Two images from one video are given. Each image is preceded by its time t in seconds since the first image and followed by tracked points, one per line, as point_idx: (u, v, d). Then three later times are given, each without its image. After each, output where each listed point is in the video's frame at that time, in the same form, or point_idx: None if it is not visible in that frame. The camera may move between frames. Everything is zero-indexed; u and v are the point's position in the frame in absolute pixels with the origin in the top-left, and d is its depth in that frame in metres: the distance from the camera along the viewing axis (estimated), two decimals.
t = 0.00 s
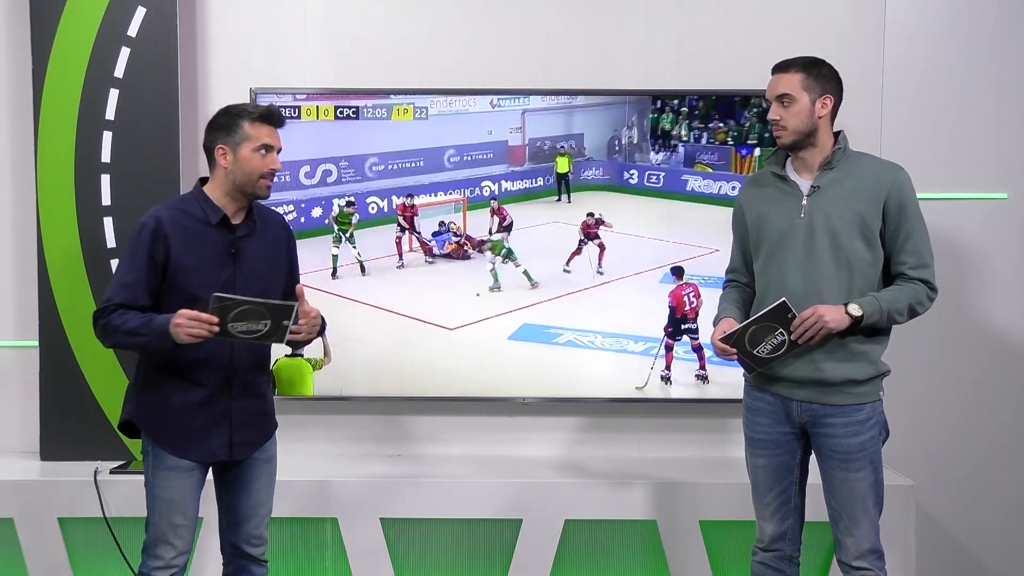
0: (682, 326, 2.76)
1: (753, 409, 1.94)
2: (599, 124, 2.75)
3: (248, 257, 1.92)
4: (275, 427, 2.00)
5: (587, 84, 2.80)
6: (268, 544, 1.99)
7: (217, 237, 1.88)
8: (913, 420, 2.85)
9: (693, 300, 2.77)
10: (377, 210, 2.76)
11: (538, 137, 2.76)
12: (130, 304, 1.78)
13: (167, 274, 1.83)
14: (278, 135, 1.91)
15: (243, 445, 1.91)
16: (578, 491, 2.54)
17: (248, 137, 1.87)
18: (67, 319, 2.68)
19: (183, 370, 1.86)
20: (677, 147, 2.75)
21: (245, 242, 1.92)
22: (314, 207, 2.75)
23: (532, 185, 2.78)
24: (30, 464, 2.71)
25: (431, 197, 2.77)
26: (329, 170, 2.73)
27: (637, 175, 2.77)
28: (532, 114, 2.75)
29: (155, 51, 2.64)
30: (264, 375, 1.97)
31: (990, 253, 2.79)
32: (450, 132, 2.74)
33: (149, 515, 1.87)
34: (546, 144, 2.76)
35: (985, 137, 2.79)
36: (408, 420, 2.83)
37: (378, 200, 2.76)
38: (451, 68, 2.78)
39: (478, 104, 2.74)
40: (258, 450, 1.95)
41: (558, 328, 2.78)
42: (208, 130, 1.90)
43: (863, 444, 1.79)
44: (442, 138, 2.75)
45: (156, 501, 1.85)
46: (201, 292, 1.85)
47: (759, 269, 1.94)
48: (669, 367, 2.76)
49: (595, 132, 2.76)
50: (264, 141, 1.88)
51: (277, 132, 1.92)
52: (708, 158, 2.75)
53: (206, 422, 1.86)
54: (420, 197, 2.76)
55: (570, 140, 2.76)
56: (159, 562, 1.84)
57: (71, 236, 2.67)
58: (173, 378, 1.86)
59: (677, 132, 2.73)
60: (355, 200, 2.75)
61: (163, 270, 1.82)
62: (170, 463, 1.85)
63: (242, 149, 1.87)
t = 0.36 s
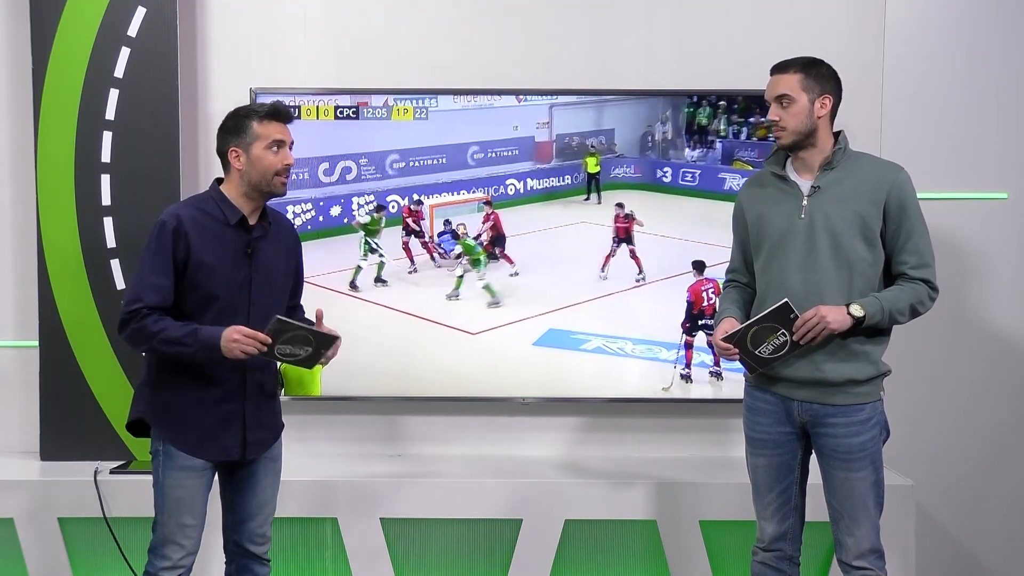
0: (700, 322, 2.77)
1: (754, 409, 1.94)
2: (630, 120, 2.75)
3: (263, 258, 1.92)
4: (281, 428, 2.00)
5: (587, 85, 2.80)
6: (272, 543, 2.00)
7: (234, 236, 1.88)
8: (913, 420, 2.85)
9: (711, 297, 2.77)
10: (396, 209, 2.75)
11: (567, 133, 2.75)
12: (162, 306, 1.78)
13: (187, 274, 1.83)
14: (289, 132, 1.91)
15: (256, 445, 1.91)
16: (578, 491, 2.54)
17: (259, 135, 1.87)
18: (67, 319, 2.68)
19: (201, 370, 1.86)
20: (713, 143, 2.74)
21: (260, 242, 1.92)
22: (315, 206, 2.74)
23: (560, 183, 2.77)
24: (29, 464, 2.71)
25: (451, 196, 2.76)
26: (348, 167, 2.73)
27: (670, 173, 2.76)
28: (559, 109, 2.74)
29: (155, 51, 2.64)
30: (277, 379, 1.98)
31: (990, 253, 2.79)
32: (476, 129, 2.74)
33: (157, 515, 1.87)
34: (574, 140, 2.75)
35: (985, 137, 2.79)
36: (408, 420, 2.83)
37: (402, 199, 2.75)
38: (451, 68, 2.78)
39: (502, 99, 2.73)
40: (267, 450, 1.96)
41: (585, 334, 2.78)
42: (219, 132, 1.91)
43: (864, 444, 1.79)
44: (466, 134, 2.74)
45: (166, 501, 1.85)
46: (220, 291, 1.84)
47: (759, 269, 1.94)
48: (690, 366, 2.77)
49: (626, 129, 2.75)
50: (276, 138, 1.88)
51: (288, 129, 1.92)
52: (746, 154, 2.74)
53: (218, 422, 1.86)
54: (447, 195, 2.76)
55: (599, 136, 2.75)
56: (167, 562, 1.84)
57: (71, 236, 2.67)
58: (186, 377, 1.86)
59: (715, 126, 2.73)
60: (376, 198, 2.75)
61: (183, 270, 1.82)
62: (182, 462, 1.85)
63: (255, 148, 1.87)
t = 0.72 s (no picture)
0: (702, 320, 2.77)
1: (753, 409, 1.94)
2: (647, 118, 2.74)
3: (263, 258, 1.91)
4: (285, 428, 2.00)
5: (587, 85, 2.80)
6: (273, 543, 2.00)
7: (234, 237, 1.88)
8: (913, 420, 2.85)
9: (714, 293, 2.78)
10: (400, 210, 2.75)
11: (581, 131, 2.76)
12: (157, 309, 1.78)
13: (187, 276, 1.83)
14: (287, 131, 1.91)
15: (259, 444, 1.91)
16: (578, 491, 2.54)
17: (258, 134, 1.87)
18: (67, 319, 2.68)
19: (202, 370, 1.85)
20: (734, 141, 2.73)
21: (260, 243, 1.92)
22: (314, 206, 2.73)
23: (576, 183, 2.77)
24: (29, 464, 2.71)
25: (457, 196, 2.76)
26: (349, 166, 2.73)
27: (689, 172, 2.76)
28: (572, 106, 2.75)
29: (155, 51, 2.64)
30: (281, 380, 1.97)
31: (990, 253, 2.80)
32: (485, 127, 2.74)
33: (159, 514, 1.87)
34: (588, 139, 2.76)
35: (985, 137, 2.79)
36: (408, 420, 2.83)
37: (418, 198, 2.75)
38: (452, 68, 2.78)
39: (513, 97, 2.74)
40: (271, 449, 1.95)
41: (599, 344, 2.78)
42: (218, 132, 1.91)
43: (864, 444, 1.79)
44: (471, 134, 2.74)
45: (168, 501, 1.85)
46: (220, 292, 1.84)
47: (759, 270, 1.94)
48: (692, 366, 2.76)
49: (642, 127, 2.75)
50: (275, 137, 1.88)
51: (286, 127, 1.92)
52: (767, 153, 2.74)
53: (222, 422, 1.86)
54: (464, 194, 2.76)
55: (615, 134, 2.75)
56: (168, 562, 1.84)
57: (70, 236, 2.67)
58: (189, 378, 1.86)
59: (737, 123, 2.73)
60: (376, 199, 2.74)
61: (183, 272, 1.82)
62: (185, 462, 1.85)
63: (254, 147, 1.87)
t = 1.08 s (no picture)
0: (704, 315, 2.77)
1: (753, 409, 1.94)
2: (668, 116, 2.74)
3: (247, 256, 1.91)
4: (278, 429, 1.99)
5: (587, 85, 2.80)
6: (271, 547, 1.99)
7: (213, 237, 1.88)
8: (913, 420, 2.85)
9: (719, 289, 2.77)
10: (413, 210, 2.76)
11: (599, 129, 2.75)
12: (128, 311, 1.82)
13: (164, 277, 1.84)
14: (251, 126, 1.87)
15: (246, 445, 1.90)
16: (579, 491, 2.54)
17: (219, 133, 1.85)
18: (67, 319, 2.68)
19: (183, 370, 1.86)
20: (758, 140, 2.73)
21: (244, 242, 1.91)
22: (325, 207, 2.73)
23: (597, 182, 2.77)
24: (29, 464, 2.71)
25: (471, 197, 2.76)
26: (362, 165, 2.73)
27: (711, 171, 2.75)
28: (589, 104, 2.74)
29: (155, 51, 2.64)
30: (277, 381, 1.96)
31: (990, 253, 2.79)
32: (501, 126, 2.74)
33: (150, 515, 1.88)
34: (605, 137, 2.75)
35: (986, 137, 2.79)
36: (408, 420, 2.83)
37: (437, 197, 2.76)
38: (452, 68, 2.78)
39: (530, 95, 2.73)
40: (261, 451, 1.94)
41: (617, 349, 2.78)
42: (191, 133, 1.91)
43: (864, 444, 1.79)
44: (484, 133, 2.74)
45: (157, 501, 1.86)
46: (199, 292, 1.84)
47: (760, 270, 1.94)
48: (696, 359, 2.77)
49: (663, 126, 2.74)
50: (235, 135, 1.85)
51: (251, 122, 1.88)
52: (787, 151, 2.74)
53: (205, 422, 1.86)
54: (484, 194, 2.76)
55: (635, 132, 2.75)
56: (159, 562, 1.85)
57: (71, 236, 2.67)
58: (169, 378, 1.87)
59: (761, 121, 2.72)
60: (388, 198, 2.74)
61: (159, 274, 1.83)
62: (171, 462, 1.86)
63: (216, 147, 1.85)
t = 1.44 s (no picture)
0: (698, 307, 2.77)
1: (753, 409, 1.94)
2: (679, 116, 2.74)
3: (222, 256, 1.90)
4: (267, 431, 1.98)
5: (587, 85, 2.80)
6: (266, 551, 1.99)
7: (186, 238, 1.88)
8: (913, 421, 2.85)
9: (713, 282, 2.77)
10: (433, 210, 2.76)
11: (611, 130, 2.75)
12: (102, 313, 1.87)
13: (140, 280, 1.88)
14: (201, 124, 1.85)
15: (224, 448, 1.90)
16: (579, 491, 2.54)
17: (171, 133, 1.85)
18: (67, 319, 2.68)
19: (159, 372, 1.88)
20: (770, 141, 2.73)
21: (219, 241, 1.91)
22: (335, 206, 2.73)
23: (610, 182, 2.76)
24: (29, 464, 2.71)
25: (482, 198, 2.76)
26: (372, 166, 2.73)
27: (722, 172, 2.76)
28: (601, 104, 2.74)
29: (155, 51, 2.64)
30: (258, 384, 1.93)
31: (991, 253, 2.80)
32: (511, 126, 2.74)
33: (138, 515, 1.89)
34: (616, 138, 2.75)
35: (986, 138, 2.79)
36: (408, 420, 2.83)
37: (448, 198, 2.76)
38: (451, 68, 2.78)
39: (540, 95, 2.73)
40: (244, 453, 1.94)
41: (627, 350, 2.78)
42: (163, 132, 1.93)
43: (864, 444, 1.79)
44: (493, 134, 2.74)
45: (143, 502, 1.87)
46: (171, 293, 1.85)
47: (759, 270, 1.94)
48: (693, 347, 2.78)
49: (673, 126, 2.74)
50: (182, 135, 1.84)
51: (203, 121, 1.85)
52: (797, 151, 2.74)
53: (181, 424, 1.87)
54: (496, 194, 2.76)
55: (645, 132, 2.75)
56: (148, 561, 1.85)
57: (71, 236, 2.67)
58: (145, 379, 1.88)
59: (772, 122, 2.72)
60: (400, 199, 2.74)
61: (134, 276, 1.87)
62: (152, 463, 1.87)
63: (171, 149, 1.86)
